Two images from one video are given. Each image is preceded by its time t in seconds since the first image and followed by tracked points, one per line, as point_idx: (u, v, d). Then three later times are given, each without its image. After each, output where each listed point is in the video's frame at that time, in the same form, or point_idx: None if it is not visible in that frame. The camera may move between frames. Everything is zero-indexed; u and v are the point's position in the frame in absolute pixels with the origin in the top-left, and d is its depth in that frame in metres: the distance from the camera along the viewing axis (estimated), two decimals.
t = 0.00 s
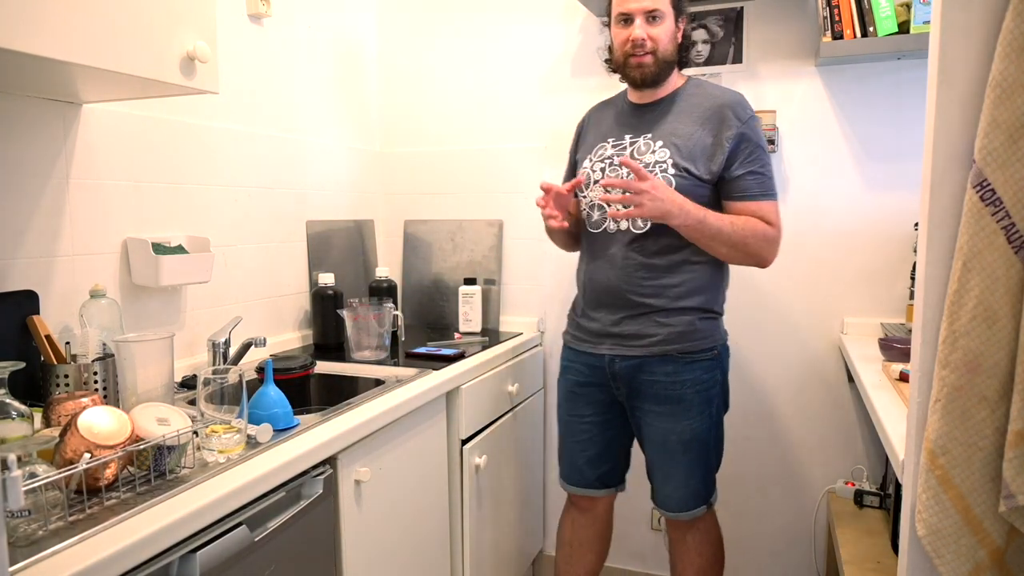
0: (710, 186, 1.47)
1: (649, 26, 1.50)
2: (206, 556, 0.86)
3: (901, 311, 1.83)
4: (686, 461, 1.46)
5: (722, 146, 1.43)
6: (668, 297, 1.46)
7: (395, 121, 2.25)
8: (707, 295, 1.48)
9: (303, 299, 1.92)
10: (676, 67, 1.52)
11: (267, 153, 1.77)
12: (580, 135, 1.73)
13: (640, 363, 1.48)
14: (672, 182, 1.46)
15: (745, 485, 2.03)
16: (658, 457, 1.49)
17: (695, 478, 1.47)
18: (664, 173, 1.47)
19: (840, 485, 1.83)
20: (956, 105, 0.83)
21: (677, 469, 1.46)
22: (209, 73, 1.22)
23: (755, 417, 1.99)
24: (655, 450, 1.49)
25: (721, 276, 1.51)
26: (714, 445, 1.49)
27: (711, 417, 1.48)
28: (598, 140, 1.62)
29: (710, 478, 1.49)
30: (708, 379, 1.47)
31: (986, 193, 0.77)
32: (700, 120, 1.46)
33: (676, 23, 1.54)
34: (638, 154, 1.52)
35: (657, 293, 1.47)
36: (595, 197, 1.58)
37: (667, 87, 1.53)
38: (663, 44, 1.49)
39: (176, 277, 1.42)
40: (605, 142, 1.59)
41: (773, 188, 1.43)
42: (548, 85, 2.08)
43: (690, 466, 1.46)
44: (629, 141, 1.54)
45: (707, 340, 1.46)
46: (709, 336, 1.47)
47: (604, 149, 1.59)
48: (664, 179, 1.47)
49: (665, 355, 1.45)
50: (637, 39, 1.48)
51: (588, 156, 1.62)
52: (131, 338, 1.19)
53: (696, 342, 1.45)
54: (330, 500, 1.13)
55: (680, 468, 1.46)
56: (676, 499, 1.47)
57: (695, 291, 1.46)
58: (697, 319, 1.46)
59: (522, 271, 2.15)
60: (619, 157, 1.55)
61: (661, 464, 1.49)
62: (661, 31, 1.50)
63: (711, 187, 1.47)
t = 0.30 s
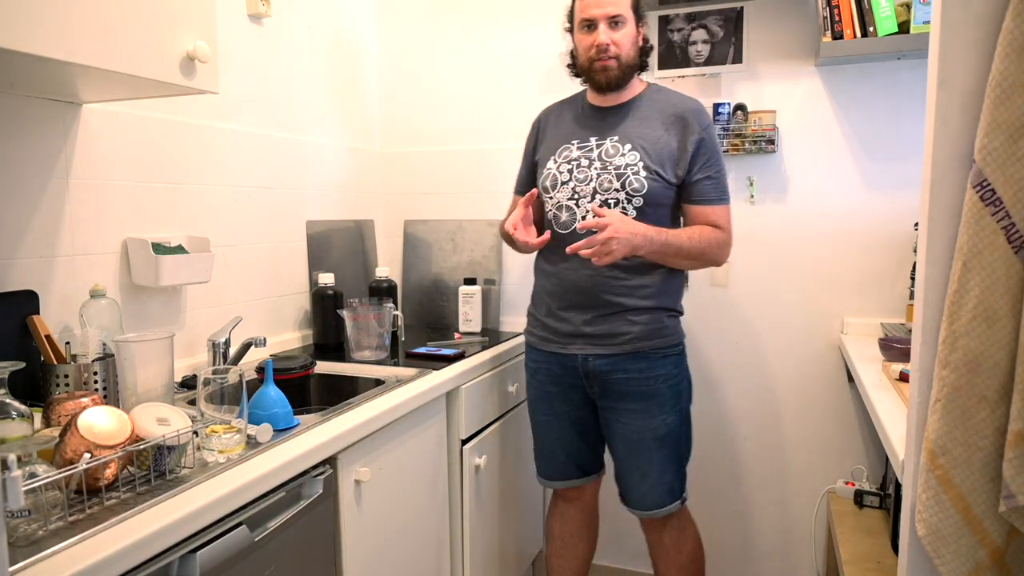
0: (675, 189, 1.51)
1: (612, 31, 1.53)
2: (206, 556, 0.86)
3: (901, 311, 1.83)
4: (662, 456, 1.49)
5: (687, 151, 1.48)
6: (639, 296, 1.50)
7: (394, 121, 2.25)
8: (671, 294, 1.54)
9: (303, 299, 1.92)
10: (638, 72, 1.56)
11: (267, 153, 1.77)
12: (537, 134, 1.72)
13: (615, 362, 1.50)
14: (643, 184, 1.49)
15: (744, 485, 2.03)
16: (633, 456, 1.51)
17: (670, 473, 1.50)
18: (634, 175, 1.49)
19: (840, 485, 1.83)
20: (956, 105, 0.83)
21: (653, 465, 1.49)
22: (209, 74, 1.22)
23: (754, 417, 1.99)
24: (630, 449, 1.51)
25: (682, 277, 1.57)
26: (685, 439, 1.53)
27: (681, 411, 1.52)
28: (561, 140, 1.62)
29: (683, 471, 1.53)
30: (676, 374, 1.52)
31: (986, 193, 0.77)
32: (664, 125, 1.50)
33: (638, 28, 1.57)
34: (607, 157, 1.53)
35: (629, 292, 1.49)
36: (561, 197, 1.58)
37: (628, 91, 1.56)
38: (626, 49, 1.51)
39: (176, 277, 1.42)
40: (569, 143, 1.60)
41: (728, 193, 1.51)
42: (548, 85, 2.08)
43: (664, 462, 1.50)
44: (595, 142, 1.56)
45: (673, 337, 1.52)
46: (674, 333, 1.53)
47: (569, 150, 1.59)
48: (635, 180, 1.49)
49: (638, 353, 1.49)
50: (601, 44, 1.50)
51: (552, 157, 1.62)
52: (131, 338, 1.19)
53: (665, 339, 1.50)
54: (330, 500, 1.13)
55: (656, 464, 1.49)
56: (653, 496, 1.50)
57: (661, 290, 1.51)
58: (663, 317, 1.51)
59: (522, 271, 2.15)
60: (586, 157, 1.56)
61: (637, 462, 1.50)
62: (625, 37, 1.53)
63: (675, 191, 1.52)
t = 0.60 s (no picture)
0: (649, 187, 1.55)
1: (572, 38, 1.52)
2: (206, 555, 0.86)
3: (901, 311, 1.83)
4: (647, 445, 1.51)
5: (659, 150, 1.52)
6: (626, 289, 1.52)
7: (394, 121, 2.25)
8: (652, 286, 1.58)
9: (303, 299, 1.92)
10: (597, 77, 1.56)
11: (266, 153, 1.77)
12: (498, 142, 1.68)
13: (604, 353, 1.51)
14: (625, 187, 1.51)
15: (743, 485, 2.03)
16: (619, 445, 1.52)
17: (654, 464, 1.52)
18: (616, 179, 1.51)
19: (840, 485, 1.83)
20: (956, 105, 0.83)
21: (638, 454, 1.50)
22: (209, 73, 1.22)
23: (755, 417, 1.99)
24: (617, 439, 1.52)
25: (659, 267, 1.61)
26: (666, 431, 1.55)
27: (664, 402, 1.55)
28: (530, 149, 1.59)
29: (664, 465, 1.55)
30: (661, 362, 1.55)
31: (986, 193, 0.77)
32: (633, 127, 1.53)
33: (596, 34, 1.57)
34: (584, 163, 1.53)
35: (617, 285, 1.51)
36: (542, 207, 1.56)
37: (588, 97, 1.57)
38: (587, 56, 1.52)
39: (176, 277, 1.42)
40: (540, 151, 1.58)
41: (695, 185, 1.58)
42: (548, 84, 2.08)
43: (649, 452, 1.51)
44: (569, 149, 1.55)
45: (656, 326, 1.56)
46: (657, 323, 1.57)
47: (541, 159, 1.57)
48: (617, 185, 1.51)
49: (627, 341, 1.51)
50: (563, 52, 1.50)
51: (524, 167, 1.59)
52: (131, 338, 1.19)
53: (649, 329, 1.54)
54: (330, 500, 1.13)
55: (643, 453, 1.51)
56: (638, 487, 1.50)
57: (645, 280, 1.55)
58: (648, 308, 1.55)
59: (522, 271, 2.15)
60: (562, 165, 1.55)
61: (622, 452, 1.51)
62: (584, 44, 1.53)
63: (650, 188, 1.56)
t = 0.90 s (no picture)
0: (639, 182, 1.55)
1: (553, 37, 1.53)
2: (206, 555, 0.86)
3: (901, 311, 1.83)
4: (646, 444, 1.54)
5: (647, 144, 1.52)
6: (621, 287, 1.53)
7: (394, 121, 2.25)
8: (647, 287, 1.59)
9: (303, 299, 1.92)
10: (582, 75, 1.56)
11: (266, 153, 1.77)
12: (487, 145, 1.69)
13: (602, 357, 1.52)
14: (615, 182, 1.51)
15: (743, 485, 2.04)
16: (618, 447, 1.53)
17: (652, 461, 1.55)
18: (606, 175, 1.51)
19: (840, 485, 1.83)
20: (957, 104, 0.83)
21: (637, 455, 1.53)
22: (209, 73, 1.22)
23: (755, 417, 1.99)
24: (614, 441, 1.53)
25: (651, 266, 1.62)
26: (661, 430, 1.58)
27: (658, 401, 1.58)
28: (519, 149, 1.60)
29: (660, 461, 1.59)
30: (656, 364, 1.58)
31: (986, 193, 0.77)
32: (620, 122, 1.53)
33: (577, 32, 1.57)
34: (573, 159, 1.53)
35: (612, 284, 1.52)
36: (534, 205, 1.56)
37: (575, 95, 1.57)
38: (568, 54, 1.52)
39: (176, 277, 1.42)
40: (529, 151, 1.58)
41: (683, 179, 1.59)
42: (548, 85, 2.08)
43: (647, 450, 1.54)
44: (557, 147, 1.55)
45: (650, 328, 1.58)
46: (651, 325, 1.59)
47: (530, 158, 1.58)
48: (607, 179, 1.51)
49: (625, 346, 1.52)
50: (545, 51, 1.50)
51: (514, 166, 1.60)
52: (131, 338, 1.19)
53: (643, 330, 1.56)
54: (330, 500, 1.13)
55: (643, 452, 1.53)
56: (638, 484, 1.53)
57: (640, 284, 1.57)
58: (643, 311, 1.57)
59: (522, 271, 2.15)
60: (551, 163, 1.55)
61: (622, 454, 1.53)
62: (566, 42, 1.53)
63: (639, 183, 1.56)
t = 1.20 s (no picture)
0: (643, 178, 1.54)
1: (553, 35, 1.53)
2: (206, 555, 0.86)
3: (901, 311, 1.83)
4: (651, 448, 1.53)
5: (649, 140, 1.51)
6: (625, 287, 1.52)
7: (394, 121, 2.25)
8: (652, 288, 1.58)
9: (303, 299, 1.92)
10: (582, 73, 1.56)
11: (266, 152, 1.77)
12: (489, 146, 1.70)
13: (607, 359, 1.52)
14: (617, 179, 1.50)
15: (743, 485, 2.04)
16: (623, 451, 1.53)
17: (657, 466, 1.54)
18: (609, 172, 1.50)
19: (840, 485, 1.83)
20: (956, 104, 0.83)
21: (642, 461, 1.52)
22: (209, 73, 1.21)
23: (755, 416, 2.00)
24: (619, 445, 1.53)
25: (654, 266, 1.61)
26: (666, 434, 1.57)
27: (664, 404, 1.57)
28: (521, 149, 1.60)
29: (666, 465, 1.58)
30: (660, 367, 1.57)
31: (986, 193, 0.77)
32: (622, 119, 1.53)
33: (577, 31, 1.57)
34: (576, 157, 1.53)
35: (616, 285, 1.51)
36: (537, 204, 1.57)
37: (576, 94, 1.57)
38: (568, 52, 1.52)
39: (176, 277, 1.42)
40: (532, 150, 1.58)
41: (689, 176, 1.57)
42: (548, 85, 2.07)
43: (652, 454, 1.53)
44: (560, 145, 1.55)
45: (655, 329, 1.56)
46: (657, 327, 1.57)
47: (533, 157, 1.58)
48: (609, 177, 1.51)
49: (628, 347, 1.51)
50: (544, 49, 1.51)
51: (517, 165, 1.60)
52: (131, 338, 1.19)
53: (649, 333, 1.54)
54: (330, 500, 1.13)
55: (648, 456, 1.53)
56: (642, 491, 1.53)
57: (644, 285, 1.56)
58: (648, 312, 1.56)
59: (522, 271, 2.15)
60: (554, 161, 1.55)
61: (626, 459, 1.52)
62: (565, 40, 1.53)
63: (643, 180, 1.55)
